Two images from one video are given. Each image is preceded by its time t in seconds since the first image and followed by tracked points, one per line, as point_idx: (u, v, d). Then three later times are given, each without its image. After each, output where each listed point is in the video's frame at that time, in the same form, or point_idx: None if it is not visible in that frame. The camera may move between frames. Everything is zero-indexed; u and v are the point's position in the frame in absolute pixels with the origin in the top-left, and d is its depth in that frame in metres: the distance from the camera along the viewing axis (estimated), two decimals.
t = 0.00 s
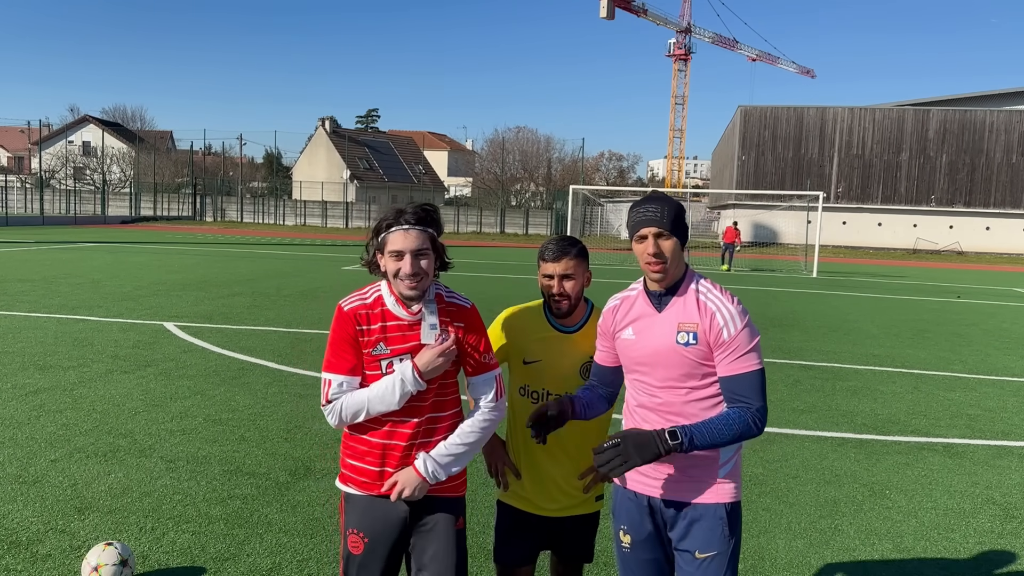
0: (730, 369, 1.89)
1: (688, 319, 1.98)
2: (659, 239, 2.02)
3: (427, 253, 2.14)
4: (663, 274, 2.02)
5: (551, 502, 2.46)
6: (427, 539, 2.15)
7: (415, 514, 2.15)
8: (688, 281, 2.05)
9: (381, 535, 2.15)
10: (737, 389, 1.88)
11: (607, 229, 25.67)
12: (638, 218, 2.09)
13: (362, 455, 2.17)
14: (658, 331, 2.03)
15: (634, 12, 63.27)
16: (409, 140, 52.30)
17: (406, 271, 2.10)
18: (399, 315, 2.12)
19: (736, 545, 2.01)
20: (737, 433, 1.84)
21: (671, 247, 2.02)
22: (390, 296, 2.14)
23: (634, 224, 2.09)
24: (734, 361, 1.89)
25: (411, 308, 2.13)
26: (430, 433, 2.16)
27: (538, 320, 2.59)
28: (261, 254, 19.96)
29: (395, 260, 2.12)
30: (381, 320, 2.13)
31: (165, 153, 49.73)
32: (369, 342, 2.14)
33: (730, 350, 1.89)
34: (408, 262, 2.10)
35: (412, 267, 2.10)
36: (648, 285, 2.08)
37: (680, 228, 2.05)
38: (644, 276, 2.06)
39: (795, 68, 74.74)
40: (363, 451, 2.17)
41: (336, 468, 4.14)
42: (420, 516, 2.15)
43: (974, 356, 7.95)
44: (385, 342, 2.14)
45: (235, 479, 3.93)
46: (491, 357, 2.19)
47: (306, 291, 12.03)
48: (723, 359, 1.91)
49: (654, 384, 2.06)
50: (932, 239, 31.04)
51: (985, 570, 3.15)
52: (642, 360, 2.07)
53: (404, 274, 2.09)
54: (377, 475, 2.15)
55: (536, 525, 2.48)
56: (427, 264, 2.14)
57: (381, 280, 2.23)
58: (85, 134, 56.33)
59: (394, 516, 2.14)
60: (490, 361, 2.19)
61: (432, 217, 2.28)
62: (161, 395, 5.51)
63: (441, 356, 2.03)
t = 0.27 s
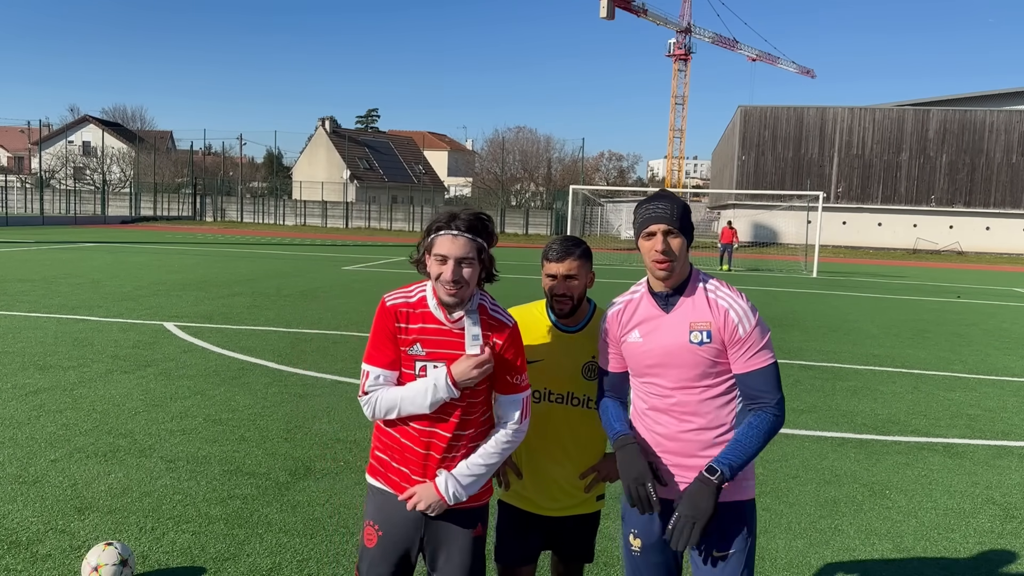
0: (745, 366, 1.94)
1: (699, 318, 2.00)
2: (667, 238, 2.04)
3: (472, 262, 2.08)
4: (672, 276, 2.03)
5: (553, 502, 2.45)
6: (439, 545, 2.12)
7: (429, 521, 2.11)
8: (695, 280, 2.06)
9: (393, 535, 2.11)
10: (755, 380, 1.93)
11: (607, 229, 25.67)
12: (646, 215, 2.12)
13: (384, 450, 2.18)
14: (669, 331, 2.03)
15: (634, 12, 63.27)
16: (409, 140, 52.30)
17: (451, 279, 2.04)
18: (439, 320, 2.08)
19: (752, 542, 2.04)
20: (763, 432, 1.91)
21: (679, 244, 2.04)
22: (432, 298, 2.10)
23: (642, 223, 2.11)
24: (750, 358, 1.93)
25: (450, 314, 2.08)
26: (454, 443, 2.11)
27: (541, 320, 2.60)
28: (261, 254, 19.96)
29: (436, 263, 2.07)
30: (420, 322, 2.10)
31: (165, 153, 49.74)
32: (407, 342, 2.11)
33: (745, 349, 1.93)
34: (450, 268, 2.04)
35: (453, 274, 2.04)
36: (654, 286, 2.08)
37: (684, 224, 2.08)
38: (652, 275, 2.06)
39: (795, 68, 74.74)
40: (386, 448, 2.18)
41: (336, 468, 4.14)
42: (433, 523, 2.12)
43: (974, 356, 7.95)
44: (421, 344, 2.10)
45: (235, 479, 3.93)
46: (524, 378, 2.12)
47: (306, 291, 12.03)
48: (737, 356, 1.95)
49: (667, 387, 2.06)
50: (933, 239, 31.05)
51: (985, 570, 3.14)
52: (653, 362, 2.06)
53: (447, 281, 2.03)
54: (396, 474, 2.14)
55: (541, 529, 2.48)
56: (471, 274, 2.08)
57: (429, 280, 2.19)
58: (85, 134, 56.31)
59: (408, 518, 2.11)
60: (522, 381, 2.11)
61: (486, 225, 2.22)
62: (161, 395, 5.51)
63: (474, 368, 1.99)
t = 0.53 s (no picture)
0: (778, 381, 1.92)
1: (731, 328, 1.97)
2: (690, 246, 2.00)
3: (502, 260, 2.04)
4: (701, 282, 2.01)
5: (553, 501, 2.46)
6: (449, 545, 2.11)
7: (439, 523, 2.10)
8: (729, 287, 2.03)
9: (410, 527, 2.13)
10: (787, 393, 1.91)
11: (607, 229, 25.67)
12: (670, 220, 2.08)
13: (401, 446, 2.19)
14: (700, 337, 2.02)
15: (634, 12, 63.24)
16: (409, 140, 52.29)
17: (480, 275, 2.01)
18: (461, 320, 2.06)
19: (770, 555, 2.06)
20: (794, 453, 1.92)
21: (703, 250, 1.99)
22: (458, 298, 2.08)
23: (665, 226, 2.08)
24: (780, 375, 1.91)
25: (474, 315, 2.06)
26: (471, 446, 2.08)
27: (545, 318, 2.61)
28: (262, 254, 19.96)
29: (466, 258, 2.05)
30: (443, 322, 2.08)
31: (165, 153, 49.74)
32: (427, 342, 2.11)
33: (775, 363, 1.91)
34: (482, 263, 2.01)
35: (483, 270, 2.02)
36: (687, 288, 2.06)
37: (724, 229, 2.02)
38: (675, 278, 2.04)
39: (795, 68, 74.69)
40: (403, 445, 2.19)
41: (336, 468, 4.14)
42: (444, 525, 2.10)
43: (974, 356, 7.95)
44: (442, 344, 2.09)
45: (235, 479, 3.93)
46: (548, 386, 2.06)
47: (306, 291, 12.03)
48: (768, 369, 1.93)
49: (693, 393, 2.07)
50: (933, 239, 31.08)
51: (986, 570, 3.14)
52: (680, 366, 2.06)
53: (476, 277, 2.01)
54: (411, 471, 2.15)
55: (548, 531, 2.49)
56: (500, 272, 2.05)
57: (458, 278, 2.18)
58: (85, 133, 56.30)
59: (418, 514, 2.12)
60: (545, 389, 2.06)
61: (517, 224, 2.19)
62: (161, 396, 5.51)
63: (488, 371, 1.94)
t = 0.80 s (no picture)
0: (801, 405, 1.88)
1: (762, 346, 1.96)
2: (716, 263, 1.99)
3: (516, 253, 2.04)
4: (734, 295, 2.01)
5: (552, 500, 2.46)
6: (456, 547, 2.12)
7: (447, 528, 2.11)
8: (766, 301, 1.99)
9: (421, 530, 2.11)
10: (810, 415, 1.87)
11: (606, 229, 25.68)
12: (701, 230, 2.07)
13: (406, 448, 2.18)
14: (730, 348, 2.03)
15: (634, 12, 63.24)
16: (409, 141, 52.25)
17: (494, 269, 2.02)
18: (472, 319, 2.06)
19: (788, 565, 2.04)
20: (814, 475, 1.86)
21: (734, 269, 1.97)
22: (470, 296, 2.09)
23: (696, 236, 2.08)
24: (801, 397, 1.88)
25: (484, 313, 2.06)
26: (479, 449, 2.08)
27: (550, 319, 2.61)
28: (262, 254, 19.96)
29: (479, 251, 2.05)
30: (452, 320, 2.09)
31: (165, 153, 49.75)
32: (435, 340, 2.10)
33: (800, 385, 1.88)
34: (494, 257, 2.01)
35: (495, 263, 2.02)
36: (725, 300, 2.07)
37: (764, 243, 1.97)
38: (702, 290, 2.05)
39: (795, 68, 74.66)
40: (408, 447, 2.17)
41: (336, 468, 4.14)
42: (452, 529, 2.11)
43: (974, 356, 7.95)
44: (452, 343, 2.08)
45: (235, 479, 3.93)
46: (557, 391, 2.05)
47: (306, 291, 12.02)
48: (799, 392, 1.89)
49: (720, 403, 2.09)
50: (933, 239, 31.12)
51: (986, 571, 3.14)
52: (709, 374, 2.09)
53: (489, 271, 2.01)
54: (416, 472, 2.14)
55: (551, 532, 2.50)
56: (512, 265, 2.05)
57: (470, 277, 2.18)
58: (85, 134, 56.32)
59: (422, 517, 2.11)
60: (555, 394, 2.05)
61: (529, 221, 2.19)
62: (161, 395, 5.51)
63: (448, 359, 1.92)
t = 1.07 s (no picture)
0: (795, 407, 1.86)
1: (765, 348, 1.96)
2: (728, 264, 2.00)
3: (512, 258, 2.04)
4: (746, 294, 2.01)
5: (552, 499, 2.46)
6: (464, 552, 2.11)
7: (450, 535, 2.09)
8: (776, 302, 1.98)
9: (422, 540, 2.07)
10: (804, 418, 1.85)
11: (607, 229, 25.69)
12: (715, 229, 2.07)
13: (405, 461, 2.09)
14: (738, 345, 2.03)
15: (634, 12, 63.29)
16: (409, 141, 52.23)
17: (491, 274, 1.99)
18: (477, 324, 2.01)
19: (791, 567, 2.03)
20: (805, 482, 1.85)
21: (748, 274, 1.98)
22: (465, 301, 2.03)
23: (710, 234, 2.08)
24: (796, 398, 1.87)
25: (489, 319, 2.02)
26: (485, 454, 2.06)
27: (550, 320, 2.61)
28: (262, 254, 19.96)
29: (475, 255, 2.03)
30: (453, 327, 2.02)
31: (165, 153, 49.74)
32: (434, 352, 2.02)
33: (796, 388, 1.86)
34: (491, 263, 2.00)
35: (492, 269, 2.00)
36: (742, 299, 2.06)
37: (778, 242, 1.95)
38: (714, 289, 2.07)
39: (795, 68, 74.65)
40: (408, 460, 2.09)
41: (336, 468, 4.14)
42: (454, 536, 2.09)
43: (974, 356, 7.95)
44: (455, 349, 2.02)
45: (235, 479, 3.93)
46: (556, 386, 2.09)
47: (306, 291, 12.02)
48: (799, 397, 1.87)
49: (726, 399, 2.11)
50: (933, 239, 31.14)
51: (985, 570, 3.15)
52: (717, 369, 2.11)
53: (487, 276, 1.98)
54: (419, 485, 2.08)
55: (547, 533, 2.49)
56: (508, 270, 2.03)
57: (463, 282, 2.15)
58: (85, 134, 56.32)
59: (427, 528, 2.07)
60: (553, 388, 2.09)
61: (524, 224, 2.17)
62: (161, 395, 5.51)
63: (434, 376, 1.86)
